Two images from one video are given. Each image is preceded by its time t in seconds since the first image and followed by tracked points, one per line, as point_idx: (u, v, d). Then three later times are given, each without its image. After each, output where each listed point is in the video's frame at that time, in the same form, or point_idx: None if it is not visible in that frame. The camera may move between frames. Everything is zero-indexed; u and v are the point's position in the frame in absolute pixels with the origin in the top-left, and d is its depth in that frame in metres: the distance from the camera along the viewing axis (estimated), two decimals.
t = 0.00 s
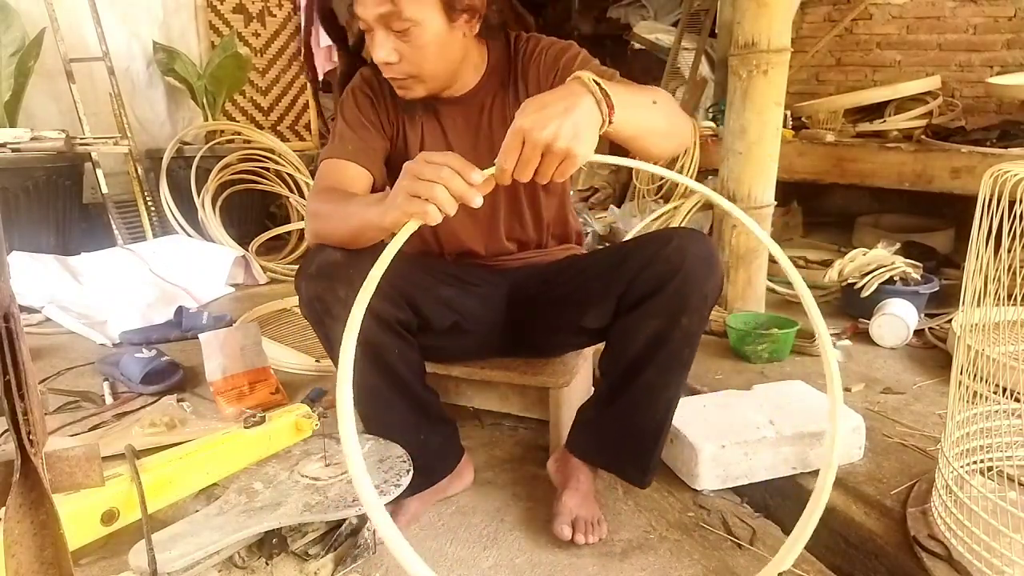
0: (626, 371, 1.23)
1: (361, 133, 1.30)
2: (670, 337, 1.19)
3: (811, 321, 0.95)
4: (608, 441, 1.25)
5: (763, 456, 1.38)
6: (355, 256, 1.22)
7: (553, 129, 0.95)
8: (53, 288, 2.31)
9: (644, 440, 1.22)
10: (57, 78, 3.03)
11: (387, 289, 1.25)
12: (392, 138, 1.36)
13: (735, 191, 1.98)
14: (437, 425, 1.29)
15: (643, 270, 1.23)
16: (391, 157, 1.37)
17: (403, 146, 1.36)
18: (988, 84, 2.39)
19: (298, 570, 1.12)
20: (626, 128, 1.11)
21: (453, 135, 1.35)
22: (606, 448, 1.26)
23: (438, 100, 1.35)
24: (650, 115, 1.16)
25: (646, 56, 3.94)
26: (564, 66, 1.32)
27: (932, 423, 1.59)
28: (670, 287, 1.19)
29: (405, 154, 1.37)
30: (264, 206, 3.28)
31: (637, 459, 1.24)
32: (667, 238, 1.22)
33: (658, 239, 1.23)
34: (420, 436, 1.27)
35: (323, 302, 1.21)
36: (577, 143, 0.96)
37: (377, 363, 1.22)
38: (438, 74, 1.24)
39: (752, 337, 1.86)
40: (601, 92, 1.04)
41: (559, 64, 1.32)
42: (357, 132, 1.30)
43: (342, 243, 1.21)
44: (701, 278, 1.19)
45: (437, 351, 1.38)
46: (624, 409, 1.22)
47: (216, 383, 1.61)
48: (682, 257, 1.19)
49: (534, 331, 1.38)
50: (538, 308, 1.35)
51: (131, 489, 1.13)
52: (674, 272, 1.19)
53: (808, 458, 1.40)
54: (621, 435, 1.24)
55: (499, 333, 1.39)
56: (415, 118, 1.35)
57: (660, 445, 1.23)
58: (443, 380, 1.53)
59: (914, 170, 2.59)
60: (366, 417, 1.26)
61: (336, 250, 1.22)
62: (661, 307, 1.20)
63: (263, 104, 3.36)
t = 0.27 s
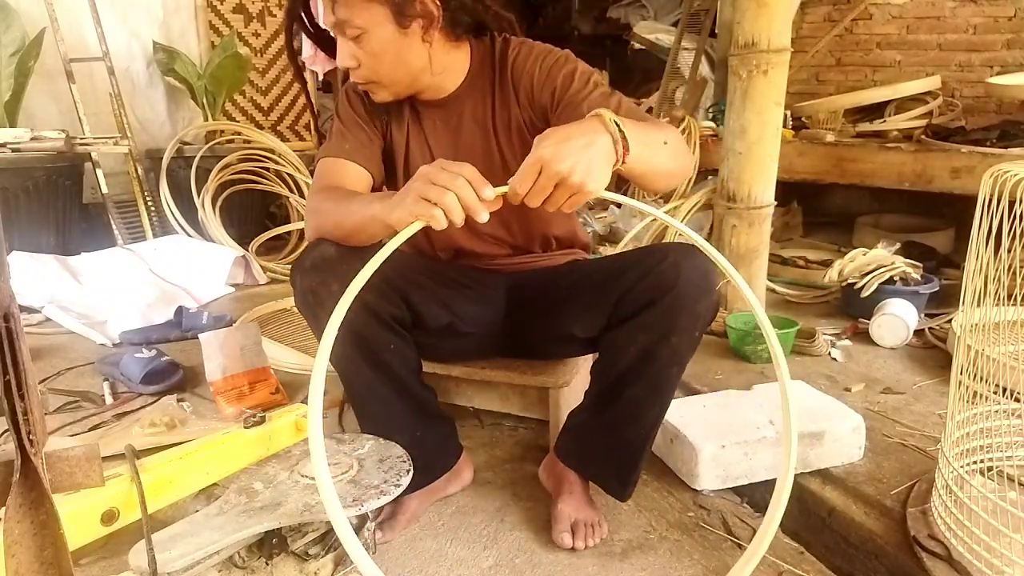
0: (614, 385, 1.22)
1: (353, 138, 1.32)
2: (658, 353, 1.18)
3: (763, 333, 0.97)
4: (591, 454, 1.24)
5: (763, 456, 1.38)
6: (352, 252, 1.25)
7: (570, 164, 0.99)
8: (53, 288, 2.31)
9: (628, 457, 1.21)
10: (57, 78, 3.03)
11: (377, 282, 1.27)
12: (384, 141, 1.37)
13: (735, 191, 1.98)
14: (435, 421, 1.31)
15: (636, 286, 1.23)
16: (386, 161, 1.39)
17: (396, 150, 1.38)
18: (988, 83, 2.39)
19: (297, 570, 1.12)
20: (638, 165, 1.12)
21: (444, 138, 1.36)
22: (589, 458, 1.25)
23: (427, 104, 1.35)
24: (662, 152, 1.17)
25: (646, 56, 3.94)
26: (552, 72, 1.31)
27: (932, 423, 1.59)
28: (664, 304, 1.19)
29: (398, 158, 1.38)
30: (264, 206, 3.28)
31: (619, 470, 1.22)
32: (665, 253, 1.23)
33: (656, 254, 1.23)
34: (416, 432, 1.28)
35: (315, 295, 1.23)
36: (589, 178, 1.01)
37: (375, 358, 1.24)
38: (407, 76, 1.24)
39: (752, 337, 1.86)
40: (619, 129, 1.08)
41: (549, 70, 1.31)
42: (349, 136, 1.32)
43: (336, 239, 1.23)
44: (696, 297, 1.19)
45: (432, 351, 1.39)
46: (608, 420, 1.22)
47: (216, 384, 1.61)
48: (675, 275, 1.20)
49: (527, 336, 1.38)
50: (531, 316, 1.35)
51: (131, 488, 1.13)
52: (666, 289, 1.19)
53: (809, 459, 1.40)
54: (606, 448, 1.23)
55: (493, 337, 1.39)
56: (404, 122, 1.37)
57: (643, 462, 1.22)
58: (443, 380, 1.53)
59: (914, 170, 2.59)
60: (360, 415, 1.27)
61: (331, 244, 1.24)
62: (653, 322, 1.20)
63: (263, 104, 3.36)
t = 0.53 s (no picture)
0: (598, 391, 1.20)
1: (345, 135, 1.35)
2: (639, 359, 1.16)
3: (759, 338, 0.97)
4: (578, 458, 1.23)
5: (763, 456, 1.38)
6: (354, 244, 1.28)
7: (575, 164, 1.01)
8: (52, 288, 2.31)
9: (614, 462, 1.21)
10: (57, 78, 3.03)
11: (381, 281, 1.29)
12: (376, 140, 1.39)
13: (735, 191, 1.98)
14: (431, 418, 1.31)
15: (619, 291, 1.21)
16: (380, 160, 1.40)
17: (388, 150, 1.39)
18: (988, 83, 2.39)
19: (297, 570, 1.12)
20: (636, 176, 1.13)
21: (434, 138, 1.36)
22: (578, 463, 1.24)
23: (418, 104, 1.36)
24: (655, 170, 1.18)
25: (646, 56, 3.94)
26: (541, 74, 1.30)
27: (932, 423, 1.59)
28: (645, 309, 1.17)
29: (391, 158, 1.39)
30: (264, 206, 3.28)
31: (604, 474, 1.22)
32: (651, 256, 1.20)
33: (642, 258, 1.21)
34: (405, 421, 1.28)
35: (309, 288, 1.27)
36: (596, 179, 1.02)
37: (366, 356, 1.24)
38: (408, 75, 1.25)
39: (752, 337, 1.86)
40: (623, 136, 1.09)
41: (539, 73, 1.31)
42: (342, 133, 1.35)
43: (329, 229, 1.26)
44: (678, 303, 1.16)
45: (428, 348, 1.41)
46: (593, 425, 1.21)
47: (216, 384, 1.61)
48: (655, 280, 1.17)
49: (520, 337, 1.37)
50: (523, 318, 1.35)
51: (131, 489, 1.13)
52: (646, 294, 1.17)
53: (809, 459, 1.40)
54: (594, 453, 1.22)
55: (488, 338, 1.39)
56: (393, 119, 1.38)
57: (627, 467, 1.21)
58: (443, 380, 1.54)
59: (914, 170, 2.59)
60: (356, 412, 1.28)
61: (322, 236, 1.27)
62: (633, 327, 1.17)
63: (263, 104, 3.36)
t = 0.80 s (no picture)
0: (582, 393, 1.21)
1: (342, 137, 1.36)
2: (614, 358, 1.16)
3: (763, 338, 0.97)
4: (568, 459, 1.23)
5: (763, 457, 1.38)
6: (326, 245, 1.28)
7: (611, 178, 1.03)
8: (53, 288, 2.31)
9: (602, 464, 1.20)
10: (57, 77, 3.03)
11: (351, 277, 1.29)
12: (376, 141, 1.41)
13: (735, 191, 1.98)
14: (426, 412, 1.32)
15: (592, 291, 1.21)
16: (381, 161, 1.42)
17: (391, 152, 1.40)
18: (988, 84, 2.39)
19: (298, 570, 1.12)
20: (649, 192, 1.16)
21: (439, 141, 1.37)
22: (570, 467, 1.23)
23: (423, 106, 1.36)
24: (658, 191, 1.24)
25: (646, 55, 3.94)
26: (553, 84, 1.31)
27: (932, 423, 1.59)
28: (618, 308, 1.16)
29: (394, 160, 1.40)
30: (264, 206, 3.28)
31: (592, 476, 1.21)
32: (618, 255, 1.20)
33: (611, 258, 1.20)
34: (393, 414, 1.28)
35: (277, 283, 1.27)
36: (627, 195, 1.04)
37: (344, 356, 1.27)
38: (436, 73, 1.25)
39: (752, 337, 1.86)
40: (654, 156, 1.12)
41: (550, 83, 1.31)
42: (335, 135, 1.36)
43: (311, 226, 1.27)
44: (647, 299, 1.15)
45: (420, 347, 1.42)
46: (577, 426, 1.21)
47: (216, 384, 1.61)
48: (624, 280, 1.17)
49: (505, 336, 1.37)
50: (507, 318, 1.34)
51: (130, 489, 1.12)
52: (615, 294, 1.17)
53: (809, 459, 1.40)
54: (582, 452, 1.21)
55: (476, 338, 1.39)
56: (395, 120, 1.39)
57: (616, 470, 1.20)
58: (442, 380, 1.54)
59: (914, 170, 2.59)
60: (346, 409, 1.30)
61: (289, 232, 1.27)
62: (606, 326, 1.17)
63: (263, 104, 3.36)
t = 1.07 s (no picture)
0: (575, 394, 1.21)
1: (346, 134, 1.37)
2: (602, 358, 1.16)
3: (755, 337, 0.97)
4: (562, 459, 1.23)
5: (762, 457, 1.38)
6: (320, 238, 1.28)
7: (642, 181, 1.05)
8: (53, 287, 2.31)
9: (595, 465, 1.20)
10: (57, 78, 3.03)
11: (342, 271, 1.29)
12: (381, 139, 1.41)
13: (735, 191, 1.98)
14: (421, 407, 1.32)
15: (580, 291, 1.20)
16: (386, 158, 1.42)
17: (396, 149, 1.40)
18: (988, 84, 2.39)
19: (297, 570, 1.12)
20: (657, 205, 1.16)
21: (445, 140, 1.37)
22: (564, 467, 1.23)
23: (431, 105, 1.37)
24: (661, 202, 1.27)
25: (646, 55, 3.94)
26: (563, 85, 1.32)
27: (932, 423, 1.59)
28: (607, 307, 1.15)
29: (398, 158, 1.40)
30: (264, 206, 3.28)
31: (587, 477, 1.21)
32: (607, 253, 1.19)
33: (600, 257, 1.19)
34: (388, 409, 1.29)
35: (268, 278, 1.28)
36: (655, 204, 1.05)
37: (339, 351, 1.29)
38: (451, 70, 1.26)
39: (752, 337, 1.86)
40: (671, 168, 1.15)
41: (561, 84, 1.32)
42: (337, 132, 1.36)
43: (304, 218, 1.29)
44: (634, 299, 1.15)
45: (419, 345, 1.43)
46: (569, 427, 1.21)
47: (216, 384, 1.61)
48: (611, 280, 1.16)
49: (502, 335, 1.37)
50: (503, 316, 1.34)
51: (130, 489, 1.12)
52: (602, 294, 1.16)
53: (809, 458, 1.40)
54: (574, 451, 1.21)
55: (474, 336, 1.39)
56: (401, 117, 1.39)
57: (609, 471, 1.20)
58: (442, 380, 1.54)
59: (914, 170, 2.59)
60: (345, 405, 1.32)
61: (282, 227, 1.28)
62: (595, 326, 1.16)
63: (263, 104, 3.36)
